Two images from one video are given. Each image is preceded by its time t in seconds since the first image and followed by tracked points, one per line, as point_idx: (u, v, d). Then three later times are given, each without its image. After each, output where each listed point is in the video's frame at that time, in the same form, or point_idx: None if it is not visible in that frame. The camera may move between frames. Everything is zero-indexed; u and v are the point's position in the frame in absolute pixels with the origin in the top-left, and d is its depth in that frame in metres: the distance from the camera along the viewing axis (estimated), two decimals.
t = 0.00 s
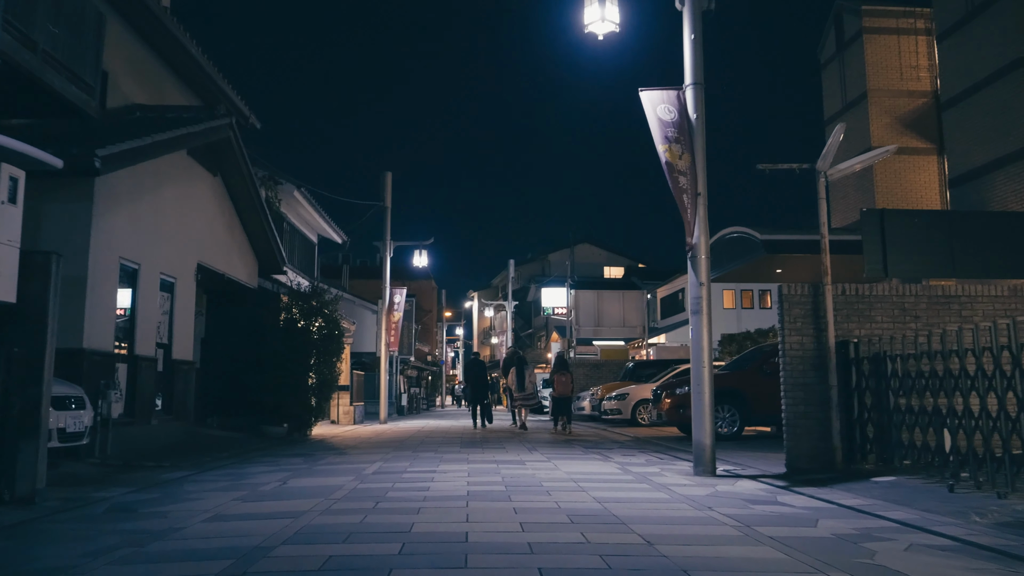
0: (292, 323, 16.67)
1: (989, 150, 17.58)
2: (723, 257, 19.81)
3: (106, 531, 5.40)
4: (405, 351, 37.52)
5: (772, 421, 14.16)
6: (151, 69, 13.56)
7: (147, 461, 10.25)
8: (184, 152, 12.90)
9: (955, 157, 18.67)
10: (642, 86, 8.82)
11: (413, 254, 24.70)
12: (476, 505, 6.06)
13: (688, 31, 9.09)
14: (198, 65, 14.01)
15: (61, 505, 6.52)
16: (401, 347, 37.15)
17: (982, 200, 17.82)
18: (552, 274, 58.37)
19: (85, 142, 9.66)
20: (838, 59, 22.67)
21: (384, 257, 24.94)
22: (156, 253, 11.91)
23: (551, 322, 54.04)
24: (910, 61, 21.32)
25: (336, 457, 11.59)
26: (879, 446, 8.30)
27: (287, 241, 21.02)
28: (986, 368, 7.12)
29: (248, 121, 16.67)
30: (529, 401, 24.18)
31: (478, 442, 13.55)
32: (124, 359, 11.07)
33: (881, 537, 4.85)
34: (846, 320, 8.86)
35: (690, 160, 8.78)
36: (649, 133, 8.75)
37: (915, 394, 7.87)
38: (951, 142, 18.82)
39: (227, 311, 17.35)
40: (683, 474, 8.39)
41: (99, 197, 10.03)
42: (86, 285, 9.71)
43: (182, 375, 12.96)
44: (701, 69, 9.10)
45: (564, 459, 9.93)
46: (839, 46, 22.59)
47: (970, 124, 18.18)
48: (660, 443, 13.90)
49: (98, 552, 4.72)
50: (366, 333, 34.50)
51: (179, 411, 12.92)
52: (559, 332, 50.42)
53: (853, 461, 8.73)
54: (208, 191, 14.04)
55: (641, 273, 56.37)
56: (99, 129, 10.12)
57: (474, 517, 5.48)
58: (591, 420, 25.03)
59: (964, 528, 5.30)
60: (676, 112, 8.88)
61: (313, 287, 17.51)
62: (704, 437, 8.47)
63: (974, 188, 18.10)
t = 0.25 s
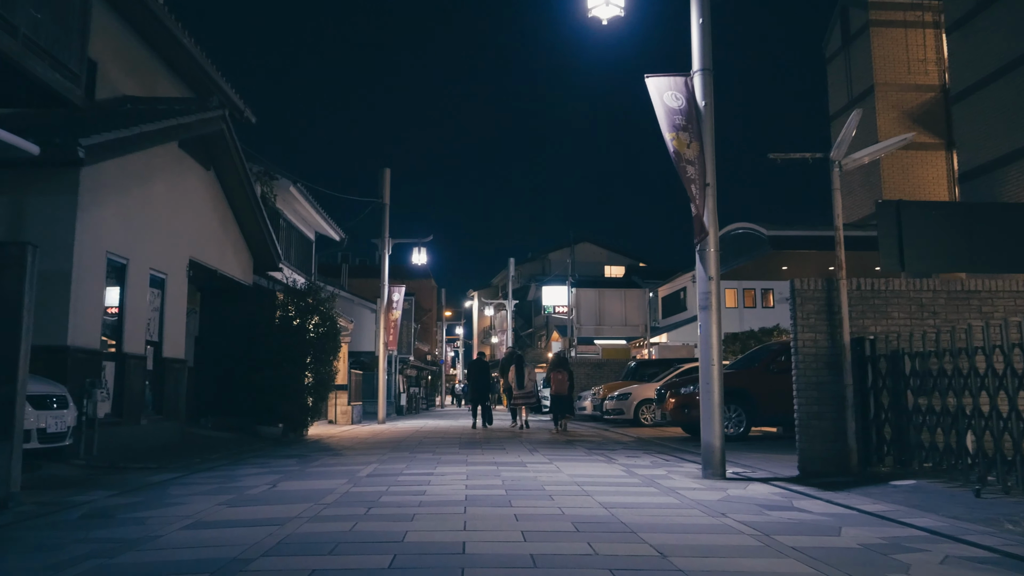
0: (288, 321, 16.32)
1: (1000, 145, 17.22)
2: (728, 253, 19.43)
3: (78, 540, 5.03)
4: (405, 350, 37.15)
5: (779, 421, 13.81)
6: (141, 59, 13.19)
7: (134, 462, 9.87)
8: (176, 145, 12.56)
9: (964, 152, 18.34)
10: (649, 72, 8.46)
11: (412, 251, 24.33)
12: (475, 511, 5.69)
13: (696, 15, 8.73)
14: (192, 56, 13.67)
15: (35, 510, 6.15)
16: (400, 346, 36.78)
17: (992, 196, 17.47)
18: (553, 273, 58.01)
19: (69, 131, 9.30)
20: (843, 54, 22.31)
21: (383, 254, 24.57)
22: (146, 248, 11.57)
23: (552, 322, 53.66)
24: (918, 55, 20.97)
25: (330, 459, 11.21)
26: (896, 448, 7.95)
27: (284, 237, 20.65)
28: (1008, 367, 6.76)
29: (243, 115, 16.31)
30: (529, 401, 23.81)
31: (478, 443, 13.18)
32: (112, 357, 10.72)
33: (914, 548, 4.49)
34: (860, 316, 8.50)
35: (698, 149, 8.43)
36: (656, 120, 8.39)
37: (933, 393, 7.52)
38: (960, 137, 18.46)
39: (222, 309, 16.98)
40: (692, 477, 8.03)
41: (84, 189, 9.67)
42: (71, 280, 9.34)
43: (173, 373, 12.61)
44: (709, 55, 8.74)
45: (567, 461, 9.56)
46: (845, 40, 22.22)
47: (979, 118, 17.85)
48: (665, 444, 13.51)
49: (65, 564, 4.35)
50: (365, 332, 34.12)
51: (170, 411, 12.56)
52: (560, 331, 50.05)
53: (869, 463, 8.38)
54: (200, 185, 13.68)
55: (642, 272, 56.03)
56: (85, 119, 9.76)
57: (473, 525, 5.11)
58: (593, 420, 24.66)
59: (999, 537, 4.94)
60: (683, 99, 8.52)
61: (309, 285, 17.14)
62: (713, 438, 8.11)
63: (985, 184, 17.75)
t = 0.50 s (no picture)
0: (282, 320, 15.90)
1: (1014, 138, 16.80)
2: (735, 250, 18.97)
3: (37, 554, 4.60)
4: (404, 350, 36.72)
5: (788, 422, 13.37)
6: (130, 48, 12.77)
7: (117, 466, 9.44)
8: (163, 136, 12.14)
9: (975, 147, 17.92)
10: (656, 56, 8.03)
11: (410, 249, 23.91)
12: (471, 521, 5.26)
13: None
14: (182, 45, 13.24)
15: None
16: (399, 346, 36.34)
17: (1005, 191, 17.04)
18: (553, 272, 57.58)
19: (47, 119, 8.87)
20: (851, 47, 21.89)
21: (381, 252, 24.14)
22: (132, 242, 11.15)
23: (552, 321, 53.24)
24: (927, 48, 20.53)
25: (323, 462, 10.78)
26: (918, 452, 7.51)
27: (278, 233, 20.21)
28: None
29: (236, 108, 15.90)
30: (529, 401, 23.39)
31: (477, 445, 12.76)
32: (95, 356, 10.30)
33: (956, 564, 4.06)
34: (880, 312, 8.06)
35: (708, 136, 8.00)
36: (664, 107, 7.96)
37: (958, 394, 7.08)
38: (972, 131, 18.03)
39: (215, 307, 16.56)
40: (702, 482, 7.61)
41: (64, 180, 9.25)
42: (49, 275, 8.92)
43: (161, 373, 12.19)
44: (720, 38, 8.32)
45: (570, 465, 9.13)
46: (852, 34, 21.80)
47: (991, 112, 17.43)
48: (670, 446, 13.08)
49: None
50: (364, 331, 33.71)
51: (158, 411, 12.13)
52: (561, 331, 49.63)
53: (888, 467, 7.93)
54: (190, 178, 13.25)
55: (644, 271, 55.61)
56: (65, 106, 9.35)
57: (469, 538, 4.68)
58: (595, 420, 24.23)
59: None
60: (693, 84, 8.09)
61: (303, 282, 16.71)
62: (725, 441, 7.67)
63: (997, 178, 17.31)
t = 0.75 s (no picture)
0: (276, 318, 15.51)
1: None
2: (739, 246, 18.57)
3: None
4: (401, 349, 36.32)
5: (795, 423, 13.01)
6: (117, 37, 12.38)
7: (98, 469, 9.04)
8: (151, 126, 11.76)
9: (984, 142, 17.55)
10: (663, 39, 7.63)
11: (408, 247, 23.53)
12: (467, 531, 4.88)
13: None
14: (172, 35, 12.85)
15: None
16: (397, 346, 35.94)
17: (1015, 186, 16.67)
18: (552, 272, 57.20)
19: (24, 107, 8.49)
20: (856, 41, 21.52)
21: (378, 250, 23.75)
22: (118, 237, 10.76)
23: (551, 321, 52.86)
24: (934, 41, 20.14)
25: (316, 464, 10.39)
26: (939, 454, 7.14)
27: (273, 230, 19.81)
28: None
29: (228, 101, 15.51)
30: (529, 401, 23.02)
31: (475, 446, 12.37)
32: (78, 354, 9.91)
33: None
34: (898, 308, 7.69)
35: (718, 123, 7.61)
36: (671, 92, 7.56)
37: (983, 393, 6.72)
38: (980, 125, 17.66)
39: (207, 305, 16.16)
40: (712, 487, 7.23)
41: (44, 171, 8.86)
42: (28, 269, 8.54)
43: (149, 372, 11.81)
44: (728, 20, 7.92)
45: (572, 468, 8.74)
46: (857, 27, 21.43)
47: (1000, 105, 17.06)
48: (674, 448, 12.71)
49: None
50: (361, 331, 33.32)
51: (145, 412, 11.74)
52: (561, 330, 49.28)
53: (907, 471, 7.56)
54: (180, 172, 12.87)
55: (644, 270, 55.26)
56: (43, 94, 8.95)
57: (465, 550, 4.30)
58: (596, 421, 23.85)
59: None
60: (701, 69, 7.69)
61: (297, 280, 16.32)
62: (735, 443, 7.30)
63: (1007, 173, 16.94)
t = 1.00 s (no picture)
0: (269, 317, 15.07)
1: None
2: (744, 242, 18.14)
3: None
4: (399, 349, 35.87)
5: (804, 425, 12.58)
6: (103, 26, 11.95)
7: (77, 474, 8.60)
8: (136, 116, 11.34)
9: (995, 137, 17.16)
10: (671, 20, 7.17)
11: (405, 244, 23.10)
12: (462, 546, 4.46)
13: None
14: (160, 24, 12.43)
15: None
16: (394, 345, 35.49)
17: None
18: (551, 271, 56.79)
19: None
20: (862, 34, 21.13)
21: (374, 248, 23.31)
22: (100, 230, 10.33)
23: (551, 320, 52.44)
24: (943, 35, 19.68)
25: (306, 467, 9.97)
26: (966, 459, 6.71)
27: (266, 227, 19.37)
28: None
29: (219, 94, 15.06)
30: (528, 402, 22.62)
31: (473, 448, 11.93)
32: (57, 353, 9.48)
33: None
34: (920, 305, 7.28)
35: (730, 109, 7.16)
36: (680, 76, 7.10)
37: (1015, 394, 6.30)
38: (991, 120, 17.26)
39: (198, 303, 15.72)
40: (723, 494, 6.81)
41: (19, 160, 8.45)
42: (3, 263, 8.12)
43: (135, 372, 11.38)
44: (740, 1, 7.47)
45: (575, 473, 8.30)
46: (864, 20, 21.03)
47: (1011, 99, 16.68)
48: (678, 450, 12.29)
49: None
50: (359, 330, 32.89)
51: (130, 413, 11.32)
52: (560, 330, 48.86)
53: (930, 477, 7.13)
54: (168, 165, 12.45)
55: (645, 270, 54.86)
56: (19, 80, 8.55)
57: (459, 570, 3.87)
58: (596, 422, 23.44)
59: None
60: (712, 52, 7.23)
61: (291, 277, 15.89)
62: (749, 448, 6.87)
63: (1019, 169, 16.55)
